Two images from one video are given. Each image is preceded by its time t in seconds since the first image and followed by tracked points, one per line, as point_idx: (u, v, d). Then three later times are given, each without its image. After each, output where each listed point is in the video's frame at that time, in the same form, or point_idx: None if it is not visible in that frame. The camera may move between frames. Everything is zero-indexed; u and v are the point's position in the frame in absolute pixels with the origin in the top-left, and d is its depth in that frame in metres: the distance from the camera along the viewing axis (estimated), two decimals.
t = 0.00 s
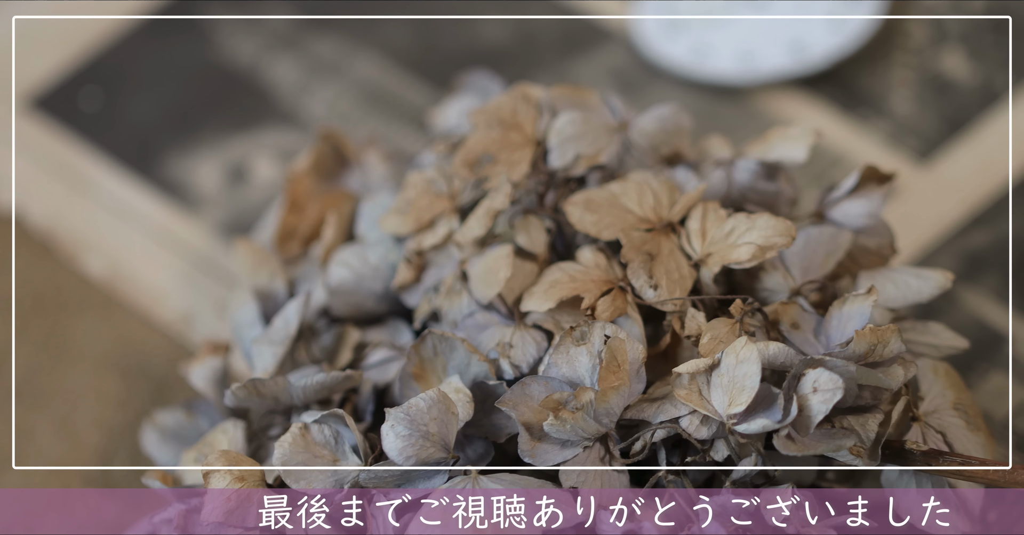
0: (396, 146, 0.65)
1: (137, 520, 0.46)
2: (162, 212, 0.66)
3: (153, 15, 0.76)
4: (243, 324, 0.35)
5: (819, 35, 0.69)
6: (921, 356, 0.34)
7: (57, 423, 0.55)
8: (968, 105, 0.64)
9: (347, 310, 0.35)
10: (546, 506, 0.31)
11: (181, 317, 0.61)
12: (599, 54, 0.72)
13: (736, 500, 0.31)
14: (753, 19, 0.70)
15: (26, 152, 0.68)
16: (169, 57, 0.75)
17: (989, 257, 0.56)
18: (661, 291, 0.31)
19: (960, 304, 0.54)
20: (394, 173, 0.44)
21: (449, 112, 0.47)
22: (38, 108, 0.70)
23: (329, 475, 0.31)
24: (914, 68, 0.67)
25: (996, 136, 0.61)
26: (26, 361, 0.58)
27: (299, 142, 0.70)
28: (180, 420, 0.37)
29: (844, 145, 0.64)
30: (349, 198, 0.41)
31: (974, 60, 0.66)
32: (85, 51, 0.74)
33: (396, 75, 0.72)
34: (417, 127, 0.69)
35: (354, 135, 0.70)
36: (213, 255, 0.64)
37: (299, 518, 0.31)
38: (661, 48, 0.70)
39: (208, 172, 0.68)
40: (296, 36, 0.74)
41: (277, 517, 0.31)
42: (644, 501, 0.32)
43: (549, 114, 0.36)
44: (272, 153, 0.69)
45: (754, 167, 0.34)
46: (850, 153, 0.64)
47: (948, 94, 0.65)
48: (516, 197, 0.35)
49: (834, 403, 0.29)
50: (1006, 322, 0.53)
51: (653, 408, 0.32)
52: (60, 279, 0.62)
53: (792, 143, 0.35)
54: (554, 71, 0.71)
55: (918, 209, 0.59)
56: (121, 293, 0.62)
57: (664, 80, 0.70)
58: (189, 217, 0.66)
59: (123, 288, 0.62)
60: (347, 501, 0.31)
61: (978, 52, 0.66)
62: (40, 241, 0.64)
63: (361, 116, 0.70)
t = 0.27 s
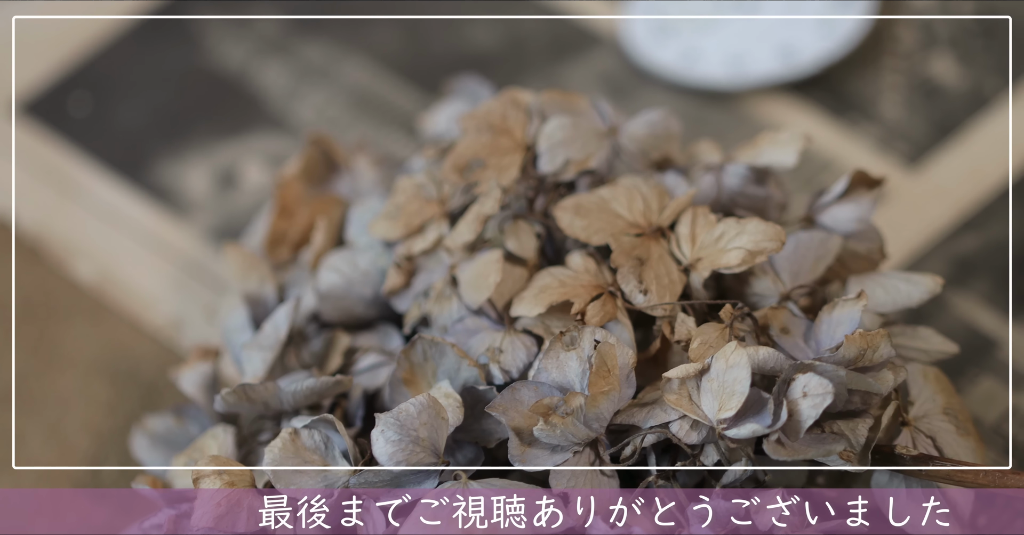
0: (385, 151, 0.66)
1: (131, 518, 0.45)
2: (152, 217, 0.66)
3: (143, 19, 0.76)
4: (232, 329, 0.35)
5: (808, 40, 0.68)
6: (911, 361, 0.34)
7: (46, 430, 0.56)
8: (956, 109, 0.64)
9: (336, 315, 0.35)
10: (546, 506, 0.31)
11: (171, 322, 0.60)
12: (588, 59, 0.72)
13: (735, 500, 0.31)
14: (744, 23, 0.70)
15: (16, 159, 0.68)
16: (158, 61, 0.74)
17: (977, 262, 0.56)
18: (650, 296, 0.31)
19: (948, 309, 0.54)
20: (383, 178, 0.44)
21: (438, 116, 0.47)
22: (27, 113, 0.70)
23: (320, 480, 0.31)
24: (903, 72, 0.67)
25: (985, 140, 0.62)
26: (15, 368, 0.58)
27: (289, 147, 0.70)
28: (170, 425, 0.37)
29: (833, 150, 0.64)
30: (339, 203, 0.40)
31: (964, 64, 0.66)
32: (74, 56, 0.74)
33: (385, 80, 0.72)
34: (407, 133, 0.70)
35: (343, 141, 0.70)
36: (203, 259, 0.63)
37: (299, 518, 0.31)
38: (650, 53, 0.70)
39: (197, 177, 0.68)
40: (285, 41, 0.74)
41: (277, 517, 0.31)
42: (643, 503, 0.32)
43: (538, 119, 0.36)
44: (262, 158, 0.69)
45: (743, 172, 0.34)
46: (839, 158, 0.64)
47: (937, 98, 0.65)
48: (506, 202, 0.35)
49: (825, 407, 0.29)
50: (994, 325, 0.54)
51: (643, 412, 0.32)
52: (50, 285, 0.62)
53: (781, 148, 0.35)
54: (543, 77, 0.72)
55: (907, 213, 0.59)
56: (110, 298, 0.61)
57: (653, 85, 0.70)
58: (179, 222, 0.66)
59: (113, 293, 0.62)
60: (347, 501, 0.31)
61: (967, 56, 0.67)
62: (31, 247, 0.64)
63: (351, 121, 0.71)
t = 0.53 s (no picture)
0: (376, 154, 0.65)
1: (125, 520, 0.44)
2: (145, 220, 0.66)
3: (136, 23, 0.77)
4: (225, 332, 0.35)
5: (800, 43, 0.69)
6: (903, 364, 0.34)
7: (38, 433, 0.55)
8: (949, 112, 0.64)
9: (329, 318, 0.35)
10: (546, 506, 0.31)
11: (164, 325, 0.60)
12: (580, 62, 0.72)
13: (734, 500, 0.32)
14: (736, 27, 0.70)
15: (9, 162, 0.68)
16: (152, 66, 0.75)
17: (970, 264, 0.56)
18: (643, 299, 0.31)
19: (940, 311, 0.54)
20: (376, 182, 0.44)
21: (431, 120, 0.47)
22: (20, 116, 0.70)
23: (312, 483, 0.31)
24: (896, 75, 0.67)
25: (977, 143, 0.62)
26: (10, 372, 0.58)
27: (282, 151, 0.69)
28: (163, 428, 0.37)
29: (827, 152, 0.64)
30: (331, 205, 0.41)
31: (956, 67, 0.67)
32: (68, 59, 0.74)
33: (377, 83, 0.72)
34: (398, 135, 0.69)
35: (336, 143, 0.70)
36: (196, 262, 0.64)
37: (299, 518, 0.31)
38: (642, 56, 0.70)
39: (190, 180, 0.68)
40: (277, 45, 0.75)
41: (278, 517, 0.31)
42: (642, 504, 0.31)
43: (531, 122, 0.36)
44: (254, 162, 0.69)
45: (736, 175, 0.34)
46: (832, 161, 0.64)
47: (930, 101, 0.65)
48: (498, 206, 0.35)
49: (817, 410, 0.29)
50: (987, 329, 0.53)
51: (635, 415, 0.32)
52: (42, 288, 0.62)
53: (774, 151, 0.35)
54: (535, 79, 0.72)
55: (900, 216, 0.59)
56: (103, 301, 0.61)
57: (646, 88, 0.70)
58: (171, 225, 0.66)
59: (105, 296, 0.61)
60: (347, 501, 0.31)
61: (960, 59, 0.67)
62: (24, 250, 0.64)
63: (342, 123, 0.70)
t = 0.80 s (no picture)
0: (368, 156, 0.66)
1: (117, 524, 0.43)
2: (137, 222, 0.66)
3: (128, 24, 0.76)
4: (218, 334, 0.35)
5: (792, 45, 0.69)
6: (895, 367, 0.34)
7: (31, 436, 0.55)
8: (941, 114, 0.64)
9: (321, 321, 0.35)
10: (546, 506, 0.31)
11: (156, 328, 0.61)
12: (572, 65, 0.72)
13: (734, 500, 0.32)
14: (728, 29, 0.71)
15: None
16: (145, 68, 0.75)
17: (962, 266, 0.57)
18: (636, 301, 0.31)
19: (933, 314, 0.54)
20: (368, 185, 0.44)
21: (423, 123, 0.47)
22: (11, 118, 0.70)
23: (306, 486, 0.31)
24: (888, 78, 0.67)
25: (969, 146, 0.62)
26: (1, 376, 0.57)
27: (272, 152, 0.70)
28: (155, 430, 0.37)
29: (819, 155, 0.65)
30: (324, 208, 0.41)
31: (948, 69, 0.67)
32: (58, 61, 0.74)
33: (370, 85, 0.73)
34: (391, 138, 0.70)
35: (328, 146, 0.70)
36: (188, 265, 0.64)
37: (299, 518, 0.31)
38: (636, 59, 0.71)
39: (182, 183, 0.68)
40: (269, 47, 0.75)
41: (278, 517, 0.31)
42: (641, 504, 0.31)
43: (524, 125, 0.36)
44: (246, 164, 0.70)
45: (728, 178, 0.34)
46: (823, 164, 0.64)
47: (922, 103, 0.65)
48: (491, 208, 0.35)
49: (809, 413, 0.29)
50: (979, 331, 0.54)
51: (628, 418, 0.31)
52: (34, 291, 0.62)
53: (766, 153, 0.35)
54: (527, 82, 0.72)
55: (892, 218, 0.60)
56: (95, 303, 0.61)
57: (639, 90, 0.70)
58: (163, 228, 0.66)
59: (97, 299, 0.62)
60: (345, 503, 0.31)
61: (952, 61, 0.67)
62: (16, 253, 0.64)
63: (335, 126, 0.71)
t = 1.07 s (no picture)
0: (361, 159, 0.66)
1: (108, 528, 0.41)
2: (129, 225, 0.66)
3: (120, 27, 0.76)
4: (210, 337, 0.35)
5: (785, 47, 0.69)
6: (888, 369, 0.34)
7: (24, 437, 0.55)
8: (933, 117, 0.65)
9: (314, 323, 0.35)
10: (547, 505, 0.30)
11: (149, 330, 0.60)
12: (565, 66, 0.72)
13: (734, 500, 0.31)
14: (721, 31, 0.71)
15: None
16: (137, 70, 0.75)
17: (955, 268, 0.57)
18: (628, 303, 0.31)
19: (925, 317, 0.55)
20: (361, 187, 0.44)
21: (416, 125, 0.47)
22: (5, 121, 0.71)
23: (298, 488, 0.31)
24: (880, 80, 0.68)
25: (961, 147, 0.62)
26: None
27: (267, 155, 0.69)
28: (148, 433, 0.37)
29: (812, 157, 0.65)
30: (316, 210, 0.40)
31: (941, 72, 0.67)
32: (51, 63, 0.74)
33: (362, 87, 0.73)
34: (384, 140, 0.69)
35: (320, 148, 0.70)
36: (180, 267, 0.64)
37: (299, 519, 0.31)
38: (628, 61, 0.71)
39: (175, 185, 0.68)
40: (262, 49, 0.75)
41: (278, 517, 0.31)
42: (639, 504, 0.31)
43: (516, 127, 0.36)
44: (238, 166, 0.69)
45: (720, 180, 0.34)
46: (816, 166, 0.64)
47: (915, 105, 0.66)
48: (483, 210, 0.34)
49: (801, 415, 0.29)
50: (974, 333, 0.54)
51: (620, 420, 0.31)
52: (26, 293, 0.62)
53: (759, 156, 0.35)
54: (521, 84, 0.71)
55: (884, 220, 0.60)
56: (87, 306, 0.61)
57: (632, 93, 0.70)
58: (155, 230, 0.66)
59: (89, 301, 0.62)
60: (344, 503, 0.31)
61: (944, 64, 0.67)
62: (10, 257, 0.64)
63: (327, 129, 0.71)
